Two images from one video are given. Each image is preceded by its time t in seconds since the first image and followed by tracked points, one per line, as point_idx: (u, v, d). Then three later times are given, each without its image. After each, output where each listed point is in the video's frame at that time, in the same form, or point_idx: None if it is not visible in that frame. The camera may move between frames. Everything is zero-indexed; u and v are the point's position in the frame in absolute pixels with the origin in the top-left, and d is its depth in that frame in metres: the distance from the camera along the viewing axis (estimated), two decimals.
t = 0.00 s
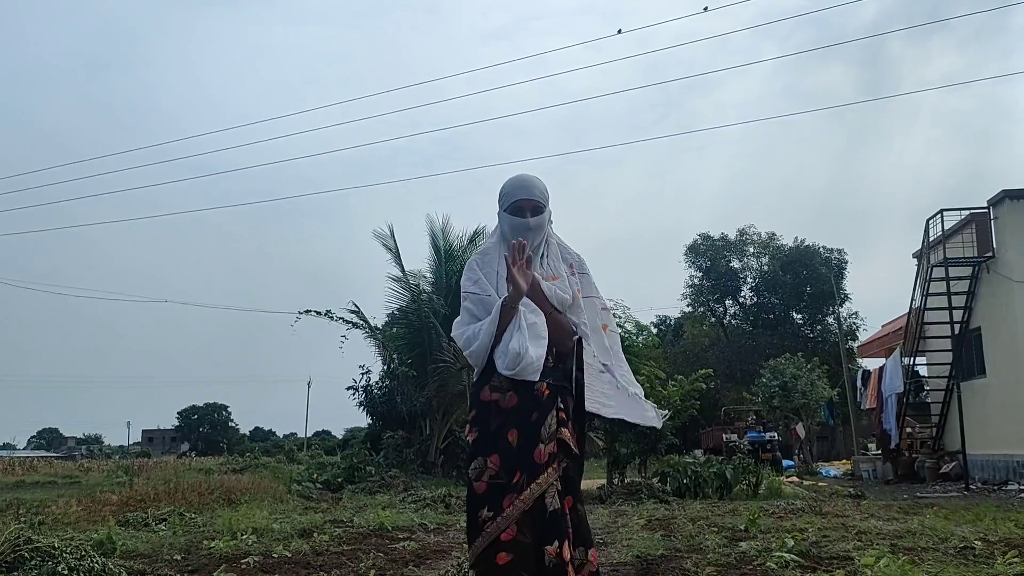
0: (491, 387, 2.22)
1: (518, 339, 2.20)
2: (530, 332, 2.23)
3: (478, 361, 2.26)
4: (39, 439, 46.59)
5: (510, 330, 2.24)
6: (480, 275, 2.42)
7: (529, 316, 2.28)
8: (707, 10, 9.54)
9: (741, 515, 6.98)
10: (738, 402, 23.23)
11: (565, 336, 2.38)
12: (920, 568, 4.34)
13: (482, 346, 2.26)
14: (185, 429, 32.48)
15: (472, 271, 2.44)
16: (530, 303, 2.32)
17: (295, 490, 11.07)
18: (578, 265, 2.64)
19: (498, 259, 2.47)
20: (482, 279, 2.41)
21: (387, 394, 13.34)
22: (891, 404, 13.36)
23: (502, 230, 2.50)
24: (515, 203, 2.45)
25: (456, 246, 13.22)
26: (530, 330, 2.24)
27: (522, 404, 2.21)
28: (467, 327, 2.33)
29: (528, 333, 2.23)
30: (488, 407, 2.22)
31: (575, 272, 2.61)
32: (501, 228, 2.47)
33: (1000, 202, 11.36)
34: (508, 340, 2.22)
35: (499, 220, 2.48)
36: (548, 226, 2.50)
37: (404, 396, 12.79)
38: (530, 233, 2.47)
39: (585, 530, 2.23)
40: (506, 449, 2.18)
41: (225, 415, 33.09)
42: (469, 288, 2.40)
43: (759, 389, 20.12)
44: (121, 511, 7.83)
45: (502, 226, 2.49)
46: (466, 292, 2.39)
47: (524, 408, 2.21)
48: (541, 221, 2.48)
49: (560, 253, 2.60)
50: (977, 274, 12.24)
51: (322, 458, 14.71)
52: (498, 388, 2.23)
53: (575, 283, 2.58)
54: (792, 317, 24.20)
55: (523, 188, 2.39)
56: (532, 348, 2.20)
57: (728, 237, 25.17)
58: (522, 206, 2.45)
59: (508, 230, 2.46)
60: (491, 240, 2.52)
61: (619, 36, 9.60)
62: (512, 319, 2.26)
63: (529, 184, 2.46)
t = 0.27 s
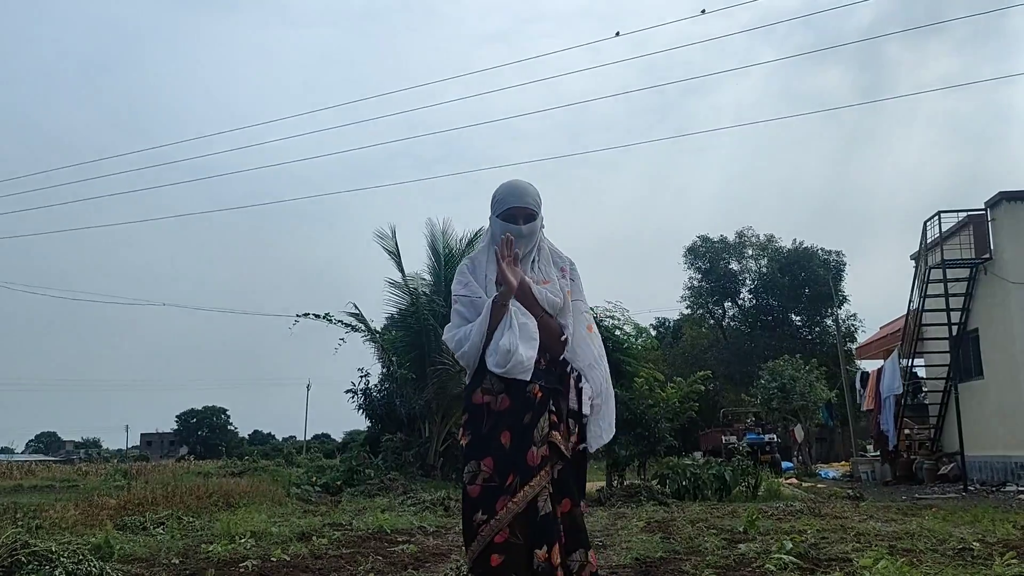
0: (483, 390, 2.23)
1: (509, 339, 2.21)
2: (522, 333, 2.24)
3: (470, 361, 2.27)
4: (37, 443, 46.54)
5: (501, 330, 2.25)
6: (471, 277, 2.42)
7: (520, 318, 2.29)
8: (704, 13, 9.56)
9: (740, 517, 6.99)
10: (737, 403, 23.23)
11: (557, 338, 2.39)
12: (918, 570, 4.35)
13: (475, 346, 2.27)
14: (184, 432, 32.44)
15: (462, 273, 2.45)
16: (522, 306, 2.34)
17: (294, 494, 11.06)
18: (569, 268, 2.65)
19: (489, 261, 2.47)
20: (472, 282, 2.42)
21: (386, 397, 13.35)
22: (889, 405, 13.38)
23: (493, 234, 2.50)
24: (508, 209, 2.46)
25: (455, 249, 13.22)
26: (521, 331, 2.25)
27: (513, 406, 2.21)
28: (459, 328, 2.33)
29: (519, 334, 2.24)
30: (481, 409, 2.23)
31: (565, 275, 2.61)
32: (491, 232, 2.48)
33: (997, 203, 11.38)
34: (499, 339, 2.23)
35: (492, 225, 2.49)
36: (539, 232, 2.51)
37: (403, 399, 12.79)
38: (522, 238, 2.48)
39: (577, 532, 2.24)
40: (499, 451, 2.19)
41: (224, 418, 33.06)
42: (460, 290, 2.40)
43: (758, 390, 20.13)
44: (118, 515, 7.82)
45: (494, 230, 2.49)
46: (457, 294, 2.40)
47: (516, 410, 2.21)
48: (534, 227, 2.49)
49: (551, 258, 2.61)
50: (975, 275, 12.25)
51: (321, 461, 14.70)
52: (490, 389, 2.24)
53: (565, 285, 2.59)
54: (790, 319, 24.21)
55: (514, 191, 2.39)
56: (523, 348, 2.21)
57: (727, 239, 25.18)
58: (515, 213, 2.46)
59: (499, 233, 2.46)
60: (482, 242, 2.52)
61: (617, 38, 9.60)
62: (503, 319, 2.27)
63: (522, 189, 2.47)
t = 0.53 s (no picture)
0: (484, 391, 2.21)
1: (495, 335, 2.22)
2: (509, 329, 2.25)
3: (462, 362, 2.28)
4: (34, 447, 46.41)
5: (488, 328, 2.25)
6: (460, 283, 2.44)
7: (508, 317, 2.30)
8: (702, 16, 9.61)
9: (738, 520, 6.99)
10: (735, 406, 23.23)
11: (549, 339, 2.39)
12: (916, 572, 4.36)
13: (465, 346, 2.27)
14: (181, 435, 32.36)
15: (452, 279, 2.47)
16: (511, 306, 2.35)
17: (291, 497, 11.05)
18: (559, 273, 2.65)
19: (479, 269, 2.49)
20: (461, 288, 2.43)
21: (384, 400, 13.33)
22: (887, 407, 13.39)
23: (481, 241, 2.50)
24: (497, 219, 2.46)
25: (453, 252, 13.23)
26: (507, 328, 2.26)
27: (516, 408, 2.20)
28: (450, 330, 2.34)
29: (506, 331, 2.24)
30: (482, 411, 2.21)
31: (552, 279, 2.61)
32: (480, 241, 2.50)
33: (994, 205, 11.40)
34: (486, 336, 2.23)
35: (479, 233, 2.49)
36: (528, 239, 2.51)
37: (401, 402, 12.81)
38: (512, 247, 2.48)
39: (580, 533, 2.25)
40: (503, 454, 2.17)
41: (221, 421, 32.99)
42: (449, 296, 2.42)
43: (756, 393, 20.13)
44: (116, 520, 7.80)
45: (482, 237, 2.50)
46: (447, 299, 2.42)
47: (519, 412, 2.20)
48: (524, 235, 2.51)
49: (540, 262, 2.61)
50: (972, 277, 12.27)
51: (319, 465, 14.69)
52: (491, 391, 2.22)
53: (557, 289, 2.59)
54: (788, 321, 24.22)
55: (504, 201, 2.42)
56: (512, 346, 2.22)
57: (725, 241, 25.18)
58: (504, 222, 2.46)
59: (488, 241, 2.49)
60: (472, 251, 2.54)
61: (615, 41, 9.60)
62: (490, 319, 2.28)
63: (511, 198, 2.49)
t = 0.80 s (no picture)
0: (491, 394, 2.14)
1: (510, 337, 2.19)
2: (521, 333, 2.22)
3: (466, 365, 2.18)
4: (33, 451, 46.37)
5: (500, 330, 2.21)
6: (453, 287, 2.35)
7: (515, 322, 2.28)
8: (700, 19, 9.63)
9: (738, 522, 6.99)
10: (734, 409, 23.22)
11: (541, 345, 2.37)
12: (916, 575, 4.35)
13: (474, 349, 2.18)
14: (181, 439, 32.34)
15: (440, 282, 2.37)
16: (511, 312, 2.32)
17: (291, 501, 11.03)
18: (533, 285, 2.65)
19: (468, 275, 2.43)
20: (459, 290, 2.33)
21: (384, 404, 13.33)
22: (887, 410, 13.40)
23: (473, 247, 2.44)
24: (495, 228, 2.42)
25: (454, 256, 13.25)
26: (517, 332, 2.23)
27: (524, 411, 2.16)
28: (450, 333, 2.23)
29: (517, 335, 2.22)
30: (489, 414, 2.14)
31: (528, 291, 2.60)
32: (467, 247, 2.45)
33: (992, 208, 11.43)
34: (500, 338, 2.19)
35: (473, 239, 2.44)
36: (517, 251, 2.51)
37: (401, 406, 12.86)
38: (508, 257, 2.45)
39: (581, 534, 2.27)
40: (513, 457, 2.13)
41: (221, 425, 32.97)
42: (449, 297, 2.30)
43: (756, 395, 20.13)
44: (116, 524, 7.80)
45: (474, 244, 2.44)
46: (440, 302, 2.31)
47: (527, 415, 2.17)
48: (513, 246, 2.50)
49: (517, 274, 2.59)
50: (971, 279, 12.29)
51: (319, 468, 14.69)
52: (497, 393, 2.16)
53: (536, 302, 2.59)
54: (787, 324, 24.22)
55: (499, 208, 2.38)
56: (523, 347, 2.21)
57: (724, 244, 25.20)
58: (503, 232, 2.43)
59: (477, 249, 2.43)
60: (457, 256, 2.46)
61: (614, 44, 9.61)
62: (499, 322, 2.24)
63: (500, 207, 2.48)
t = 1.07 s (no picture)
0: (500, 401, 2.14)
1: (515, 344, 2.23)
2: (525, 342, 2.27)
3: (473, 370, 2.17)
4: (39, 456, 46.51)
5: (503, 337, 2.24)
6: (452, 290, 2.34)
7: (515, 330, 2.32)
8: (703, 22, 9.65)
9: (744, 525, 6.97)
10: (740, 411, 23.17)
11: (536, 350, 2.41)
12: None
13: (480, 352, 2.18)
14: (187, 444, 32.38)
15: (439, 285, 2.34)
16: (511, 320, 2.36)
17: (297, 506, 11.05)
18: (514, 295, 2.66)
19: (463, 280, 2.42)
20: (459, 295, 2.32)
21: (389, 407, 13.33)
22: (893, 411, 13.35)
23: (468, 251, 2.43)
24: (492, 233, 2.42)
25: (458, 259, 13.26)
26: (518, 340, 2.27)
27: (532, 418, 2.17)
28: (457, 336, 2.22)
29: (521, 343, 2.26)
30: (500, 422, 2.13)
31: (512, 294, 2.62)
32: (462, 251, 2.44)
33: (997, 208, 11.40)
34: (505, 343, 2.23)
35: (469, 243, 2.42)
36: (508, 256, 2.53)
37: (407, 409, 12.87)
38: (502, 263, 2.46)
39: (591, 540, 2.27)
40: (526, 465, 2.12)
41: (226, 429, 32.99)
42: (451, 301, 2.29)
43: (761, 397, 20.09)
44: (122, 529, 7.82)
45: (470, 248, 2.43)
46: (442, 305, 2.29)
47: (536, 421, 2.17)
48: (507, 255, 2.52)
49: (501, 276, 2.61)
50: (977, 280, 12.26)
51: (325, 472, 14.70)
52: (505, 401, 2.16)
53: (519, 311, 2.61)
54: (793, 325, 24.16)
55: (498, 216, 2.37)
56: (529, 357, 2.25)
57: (729, 245, 25.17)
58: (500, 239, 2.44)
59: (472, 253, 2.43)
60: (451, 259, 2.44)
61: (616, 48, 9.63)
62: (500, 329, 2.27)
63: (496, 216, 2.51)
